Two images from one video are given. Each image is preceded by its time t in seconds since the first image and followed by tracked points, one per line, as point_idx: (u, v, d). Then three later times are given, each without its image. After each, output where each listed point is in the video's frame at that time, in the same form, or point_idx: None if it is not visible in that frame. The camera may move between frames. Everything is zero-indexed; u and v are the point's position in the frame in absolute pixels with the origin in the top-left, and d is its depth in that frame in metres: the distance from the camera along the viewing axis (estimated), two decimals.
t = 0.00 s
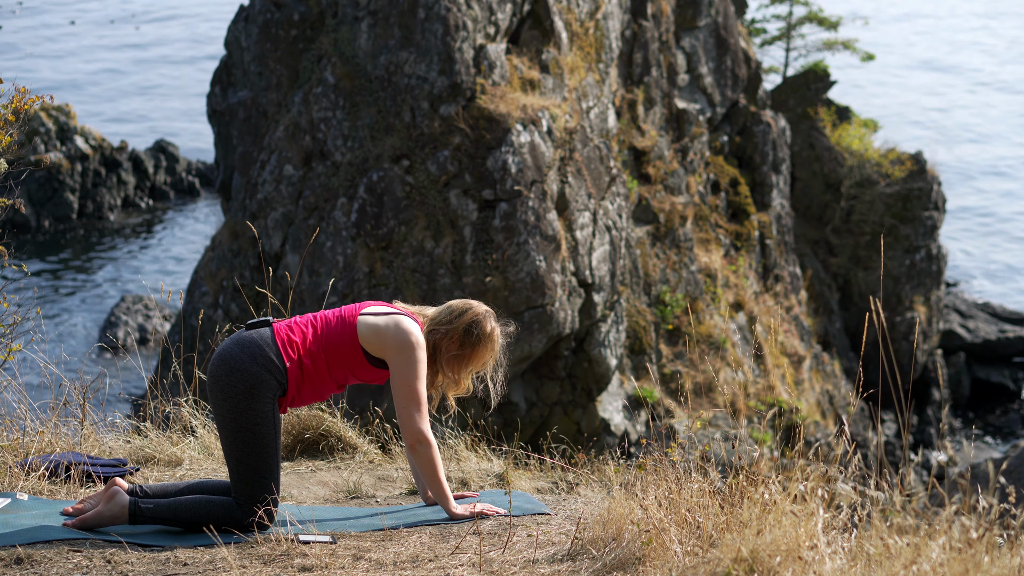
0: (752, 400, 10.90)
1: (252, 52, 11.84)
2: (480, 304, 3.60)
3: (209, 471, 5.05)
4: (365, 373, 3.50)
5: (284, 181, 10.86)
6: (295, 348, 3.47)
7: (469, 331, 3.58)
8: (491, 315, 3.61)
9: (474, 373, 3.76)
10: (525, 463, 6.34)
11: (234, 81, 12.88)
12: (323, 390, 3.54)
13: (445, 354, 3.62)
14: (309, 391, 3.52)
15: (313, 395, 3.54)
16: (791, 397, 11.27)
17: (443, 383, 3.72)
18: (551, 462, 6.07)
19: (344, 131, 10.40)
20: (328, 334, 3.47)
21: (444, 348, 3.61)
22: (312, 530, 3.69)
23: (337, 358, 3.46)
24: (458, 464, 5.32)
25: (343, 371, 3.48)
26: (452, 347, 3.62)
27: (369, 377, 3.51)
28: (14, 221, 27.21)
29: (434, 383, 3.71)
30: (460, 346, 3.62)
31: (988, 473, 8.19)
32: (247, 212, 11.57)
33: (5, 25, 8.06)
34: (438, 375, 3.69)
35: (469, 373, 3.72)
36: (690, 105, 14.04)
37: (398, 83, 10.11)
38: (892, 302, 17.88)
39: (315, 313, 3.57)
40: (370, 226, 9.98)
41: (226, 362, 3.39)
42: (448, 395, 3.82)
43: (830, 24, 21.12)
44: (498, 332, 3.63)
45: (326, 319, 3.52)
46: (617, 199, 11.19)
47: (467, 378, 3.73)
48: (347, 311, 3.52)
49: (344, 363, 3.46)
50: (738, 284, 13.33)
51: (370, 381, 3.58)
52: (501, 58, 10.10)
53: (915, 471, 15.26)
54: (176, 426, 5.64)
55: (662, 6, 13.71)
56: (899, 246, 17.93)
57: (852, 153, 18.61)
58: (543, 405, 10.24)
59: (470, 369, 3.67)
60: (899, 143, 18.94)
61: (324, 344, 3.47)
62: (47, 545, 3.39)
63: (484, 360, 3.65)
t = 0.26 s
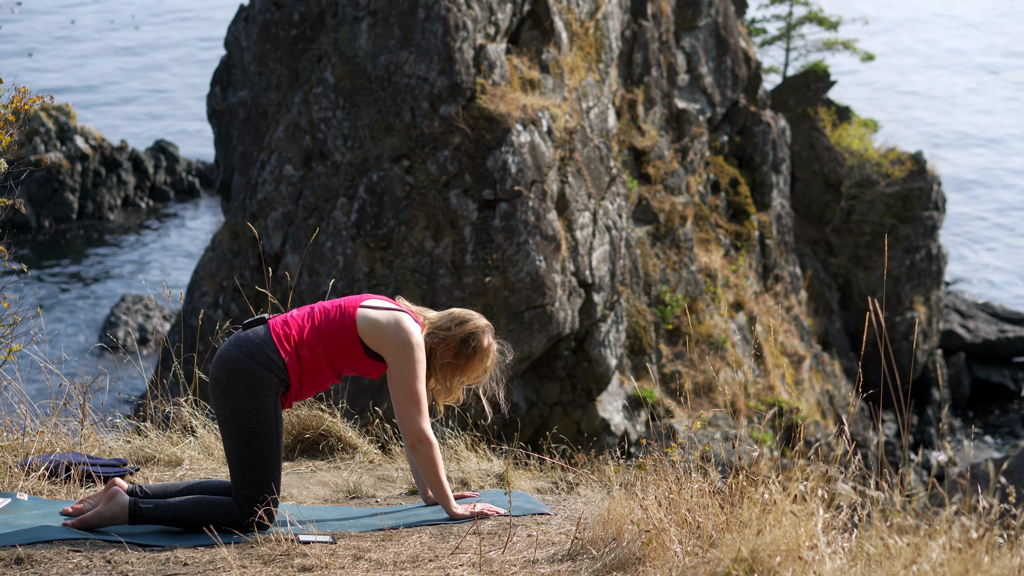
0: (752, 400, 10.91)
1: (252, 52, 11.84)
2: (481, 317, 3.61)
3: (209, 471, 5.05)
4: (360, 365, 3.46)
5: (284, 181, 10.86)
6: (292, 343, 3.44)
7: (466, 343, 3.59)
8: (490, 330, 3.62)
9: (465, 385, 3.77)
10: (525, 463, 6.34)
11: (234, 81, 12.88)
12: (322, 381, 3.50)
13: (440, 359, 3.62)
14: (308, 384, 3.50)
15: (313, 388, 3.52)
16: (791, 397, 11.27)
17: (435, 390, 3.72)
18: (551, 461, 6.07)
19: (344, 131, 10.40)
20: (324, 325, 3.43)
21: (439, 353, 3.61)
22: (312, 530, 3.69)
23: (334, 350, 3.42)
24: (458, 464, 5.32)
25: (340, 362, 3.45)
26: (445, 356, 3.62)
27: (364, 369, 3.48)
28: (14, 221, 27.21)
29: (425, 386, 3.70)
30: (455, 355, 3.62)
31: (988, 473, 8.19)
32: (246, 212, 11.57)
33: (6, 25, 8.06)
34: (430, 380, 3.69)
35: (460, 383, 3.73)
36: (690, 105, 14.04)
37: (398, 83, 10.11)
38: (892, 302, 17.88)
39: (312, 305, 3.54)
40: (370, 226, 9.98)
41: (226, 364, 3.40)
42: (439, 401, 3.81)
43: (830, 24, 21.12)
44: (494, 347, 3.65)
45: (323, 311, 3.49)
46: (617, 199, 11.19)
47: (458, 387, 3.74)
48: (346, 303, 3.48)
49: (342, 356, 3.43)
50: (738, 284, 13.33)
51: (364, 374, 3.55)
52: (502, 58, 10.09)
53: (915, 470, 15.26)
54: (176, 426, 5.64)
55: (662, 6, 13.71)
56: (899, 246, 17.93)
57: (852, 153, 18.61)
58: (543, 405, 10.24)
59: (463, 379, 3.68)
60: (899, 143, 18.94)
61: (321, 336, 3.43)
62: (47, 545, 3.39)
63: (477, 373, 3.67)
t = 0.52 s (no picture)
0: (753, 400, 10.91)
1: (252, 52, 11.84)
2: (479, 324, 3.62)
3: (209, 471, 5.05)
4: (358, 361, 3.45)
5: (284, 181, 10.86)
6: (291, 339, 3.43)
7: (462, 348, 3.59)
8: (486, 337, 3.62)
9: (460, 392, 3.76)
10: (526, 463, 6.34)
11: (234, 81, 12.88)
12: (322, 375, 3.48)
13: (436, 361, 3.63)
14: (308, 379, 3.48)
15: (314, 383, 3.50)
16: (791, 397, 11.27)
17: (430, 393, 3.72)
18: (551, 462, 6.07)
19: (344, 131, 10.40)
20: (323, 320, 3.42)
21: (435, 357, 3.61)
22: (312, 530, 3.69)
23: (334, 343, 3.40)
24: (458, 464, 5.32)
25: (339, 357, 3.43)
26: (442, 359, 3.62)
27: (363, 365, 3.47)
28: (14, 221, 27.21)
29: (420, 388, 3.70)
30: (451, 358, 3.62)
31: (988, 473, 8.19)
32: (246, 212, 11.57)
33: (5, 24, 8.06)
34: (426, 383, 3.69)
35: (456, 389, 3.73)
36: (690, 105, 14.04)
37: (398, 83, 10.11)
38: (892, 302, 17.89)
39: (311, 301, 3.53)
40: (370, 226, 9.98)
41: (226, 364, 3.40)
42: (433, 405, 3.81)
43: (830, 24, 21.13)
44: (490, 355, 3.65)
45: (322, 306, 3.47)
46: (617, 199, 11.19)
47: (454, 392, 3.73)
48: (345, 298, 3.46)
49: (341, 351, 3.41)
50: (738, 284, 13.33)
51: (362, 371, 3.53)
52: (502, 58, 10.09)
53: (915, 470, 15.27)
54: (176, 426, 5.64)
55: (662, 6, 13.71)
56: (899, 246, 17.92)
57: (852, 153, 18.61)
58: (543, 405, 10.23)
59: (458, 385, 3.67)
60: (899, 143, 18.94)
61: (320, 330, 3.42)
62: (47, 545, 3.39)
63: (473, 381, 3.66)
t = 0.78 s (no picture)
0: (752, 400, 10.91)
1: (252, 52, 11.84)
2: (476, 326, 3.62)
3: (209, 471, 5.04)
4: (357, 358, 3.45)
5: (284, 181, 10.86)
6: (290, 337, 3.43)
7: (459, 350, 3.59)
8: (483, 340, 3.62)
9: (457, 393, 3.77)
10: (526, 463, 6.34)
11: (235, 81, 12.88)
12: (322, 372, 3.48)
13: (433, 362, 3.63)
14: (307, 376, 3.48)
15: (313, 380, 3.50)
16: (791, 397, 11.27)
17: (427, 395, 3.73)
18: (551, 461, 6.07)
19: (344, 131, 10.40)
20: (323, 317, 3.42)
21: (432, 358, 3.62)
22: (312, 530, 3.69)
23: (333, 340, 3.40)
24: (458, 464, 5.32)
25: (337, 354, 3.43)
26: (439, 359, 3.63)
27: (362, 362, 3.46)
28: (13, 222, 27.20)
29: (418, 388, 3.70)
30: (447, 359, 3.62)
31: (988, 473, 8.18)
32: (247, 212, 11.57)
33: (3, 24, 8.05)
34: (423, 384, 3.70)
35: (453, 391, 3.73)
36: (690, 105, 14.04)
37: (398, 83, 10.11)
38: (892, 302, 17.88)
39: (311, 297, 3.53)
40: (370, 226, 9.97)
41: (227, 364, 3.41)
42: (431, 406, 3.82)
43: (830, 24, 21.14)
44: (487, 359, 3.64)
45: (322, 303, 3.47)
46: (617, 199, 11.19)
47: (450, 394, 3.74)
48: (345, 295, 3.46)
49: (340, 348, 3.41)
50: (738, 284, 13.33)
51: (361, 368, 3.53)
52: (502, 58, 10.09)
53: (915, 470, 15.27)
54: (176, 426, 5.64)
55: (662, 6, 13.71)
56: (899, 246, 17.92)
57: (852, 153, 18.62)
58: (543, 404, 10.24)
59: (454, 386, 3.68)
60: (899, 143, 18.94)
61: (320, 327, 3.41)
62: (47, 545, 3.39)
63: (470, 384, 3.67)
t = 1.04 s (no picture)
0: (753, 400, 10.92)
1: (252, 52, 11.83)
2: (474, 328, 3.62)
3: (209, 471, 5.04)
4: (357, 357, 3.45)
5: (284, 181, 10.86)
6: (289, 335, 3.42)
7: (458, 352, 3.59)
8: (482, 341, 3.63)
9: (456, 394, 3.77)
10: (525, 464, 6.34)
11: (235, 81, 12.88)
12: (322, 371, 3.48)
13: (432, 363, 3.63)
14: (307, 375, 3.48)
15: (312, 379, 3.50)
16: (791, 397, 11.27)
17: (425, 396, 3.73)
18: (551, 461, 6.07)
19: (344, 131, 10.40)
20: (323, 316, 3.42)
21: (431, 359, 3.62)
22: (312, 530, 3.69)
23: (333, 339, 3.40)
24: (458, 464, 5.32)
25: (337, 353, 3.43)
26: (438, 359, 3.63)
27: (361, 362, 3.47)
28: (14, 221, 27.20)
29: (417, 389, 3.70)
30: (446, 361, 3.63)
31: (988, 473, 8.20)
32: (247, 212, 11.57)
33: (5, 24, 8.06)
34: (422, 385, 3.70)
35: (452, 392, 3.73)
36: (690, 105, 14.04)
37: (398, 83, 10.11)
38: (892, 302, 17.89)
39: (310, 297, 3.52)
40: (370, 226, 9.97)
41: (227, 364, 3.40)
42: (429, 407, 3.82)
43: (830, 24, 21.14)
44: (485, 360, 3.65)
45: (322, 302, 3.46)
46: (617, 199, 11.19)
47: (449, 396, 3.74)
48: (345, 295, 3.46)
49: (339, 346, 3.41)
50: (738, 284, 13.33)
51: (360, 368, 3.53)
52: (502, 58, 10.09)
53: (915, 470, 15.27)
54: (176, 426, 5.64)
55: (662, 6, 13.71)
56: (899, 246, 17.92)
57: (852, 153, 18.62)
58: (544, 405, 10.23)
59: (453, 388, 3.68)
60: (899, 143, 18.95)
61: (320, 326, 3.41)
62: (47, 545, 3.39)
63: (468, 385, 3.67)
